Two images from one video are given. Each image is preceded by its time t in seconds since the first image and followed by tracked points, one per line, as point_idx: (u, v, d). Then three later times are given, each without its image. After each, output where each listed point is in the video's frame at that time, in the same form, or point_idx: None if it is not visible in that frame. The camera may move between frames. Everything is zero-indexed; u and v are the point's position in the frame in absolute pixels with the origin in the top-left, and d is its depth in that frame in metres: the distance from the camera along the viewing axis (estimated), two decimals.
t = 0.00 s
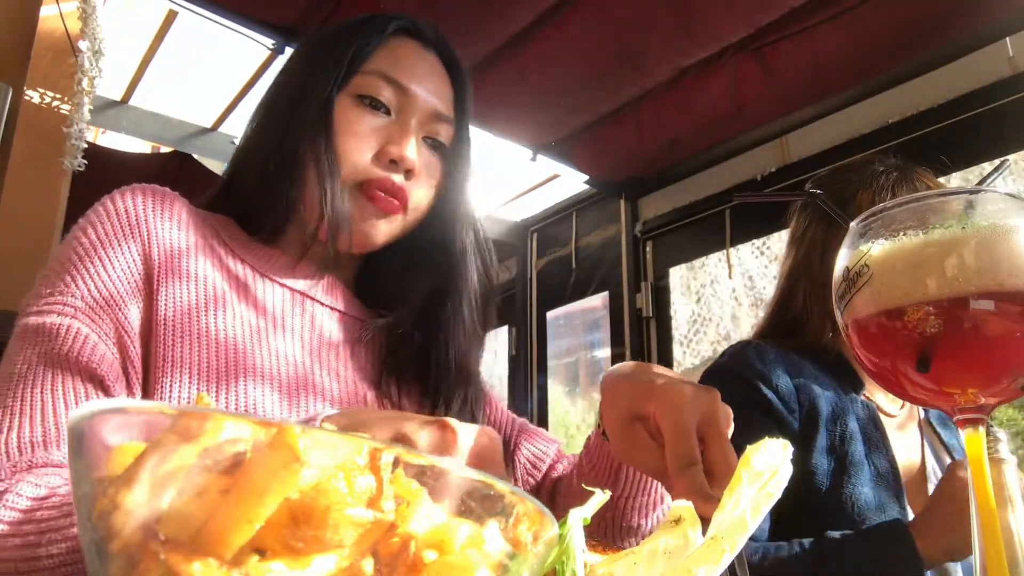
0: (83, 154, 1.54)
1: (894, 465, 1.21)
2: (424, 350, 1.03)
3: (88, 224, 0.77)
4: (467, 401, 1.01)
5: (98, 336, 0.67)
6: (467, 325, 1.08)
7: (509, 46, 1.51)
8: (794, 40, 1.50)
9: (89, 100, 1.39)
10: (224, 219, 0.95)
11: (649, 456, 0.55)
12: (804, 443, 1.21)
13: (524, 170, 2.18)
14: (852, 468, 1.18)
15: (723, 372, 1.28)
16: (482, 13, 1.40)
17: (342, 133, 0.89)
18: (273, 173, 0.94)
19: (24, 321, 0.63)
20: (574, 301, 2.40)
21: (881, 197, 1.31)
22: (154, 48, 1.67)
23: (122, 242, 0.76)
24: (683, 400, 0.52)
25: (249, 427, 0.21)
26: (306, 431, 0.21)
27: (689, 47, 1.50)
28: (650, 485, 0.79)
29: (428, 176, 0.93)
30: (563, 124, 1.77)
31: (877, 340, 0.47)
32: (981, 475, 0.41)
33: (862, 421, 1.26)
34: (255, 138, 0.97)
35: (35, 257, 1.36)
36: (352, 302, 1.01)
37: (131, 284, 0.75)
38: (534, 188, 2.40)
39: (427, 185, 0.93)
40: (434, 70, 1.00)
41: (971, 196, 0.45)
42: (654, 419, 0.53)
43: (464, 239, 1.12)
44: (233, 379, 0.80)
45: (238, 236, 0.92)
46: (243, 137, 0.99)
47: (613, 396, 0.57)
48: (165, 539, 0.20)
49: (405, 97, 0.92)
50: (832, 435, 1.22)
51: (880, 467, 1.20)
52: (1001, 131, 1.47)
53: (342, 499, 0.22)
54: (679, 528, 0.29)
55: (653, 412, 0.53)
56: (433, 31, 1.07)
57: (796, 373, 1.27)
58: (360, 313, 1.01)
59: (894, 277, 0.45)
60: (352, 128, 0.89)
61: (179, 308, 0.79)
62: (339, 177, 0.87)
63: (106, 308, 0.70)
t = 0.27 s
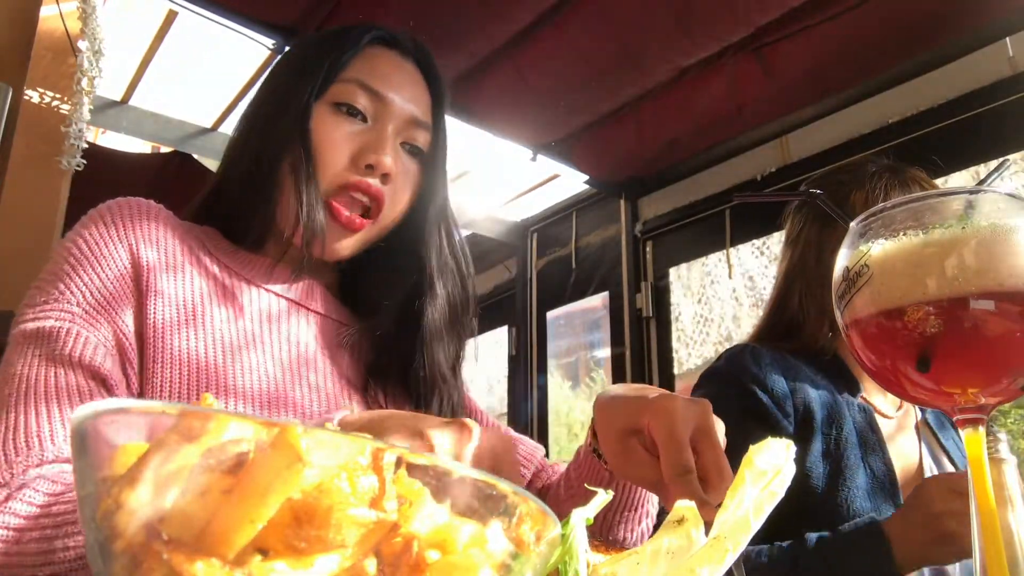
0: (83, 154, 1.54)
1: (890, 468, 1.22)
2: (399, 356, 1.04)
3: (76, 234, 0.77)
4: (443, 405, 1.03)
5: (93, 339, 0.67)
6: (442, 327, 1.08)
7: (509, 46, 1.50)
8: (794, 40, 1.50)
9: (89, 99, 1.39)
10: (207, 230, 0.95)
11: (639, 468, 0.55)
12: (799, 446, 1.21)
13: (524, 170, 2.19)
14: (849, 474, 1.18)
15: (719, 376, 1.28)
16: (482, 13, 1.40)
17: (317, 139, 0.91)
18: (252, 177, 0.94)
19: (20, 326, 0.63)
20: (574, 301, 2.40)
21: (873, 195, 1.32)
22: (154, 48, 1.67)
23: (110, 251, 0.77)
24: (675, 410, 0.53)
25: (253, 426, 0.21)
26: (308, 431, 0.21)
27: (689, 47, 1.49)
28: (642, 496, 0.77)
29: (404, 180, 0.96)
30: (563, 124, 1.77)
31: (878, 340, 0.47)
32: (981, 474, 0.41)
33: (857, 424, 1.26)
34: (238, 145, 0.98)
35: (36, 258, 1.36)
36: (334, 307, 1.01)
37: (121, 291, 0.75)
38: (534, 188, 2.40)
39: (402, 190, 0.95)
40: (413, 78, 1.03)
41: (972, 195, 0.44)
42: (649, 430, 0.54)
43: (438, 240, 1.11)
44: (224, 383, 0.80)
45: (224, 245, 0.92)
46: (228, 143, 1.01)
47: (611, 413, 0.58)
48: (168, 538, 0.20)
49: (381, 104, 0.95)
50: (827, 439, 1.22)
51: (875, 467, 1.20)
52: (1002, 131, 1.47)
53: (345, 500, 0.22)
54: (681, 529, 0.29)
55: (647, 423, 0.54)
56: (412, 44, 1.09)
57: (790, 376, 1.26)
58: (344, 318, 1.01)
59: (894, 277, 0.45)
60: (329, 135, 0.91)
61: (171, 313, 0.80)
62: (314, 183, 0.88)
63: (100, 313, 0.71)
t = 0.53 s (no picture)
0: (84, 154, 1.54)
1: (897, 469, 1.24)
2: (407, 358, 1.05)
3: (78, 235, 0.77)
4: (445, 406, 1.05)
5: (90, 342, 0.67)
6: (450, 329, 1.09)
7: (509, 47, 1.50)
8: (795, 39, 1.50)
9: (89, 100, 1.39)
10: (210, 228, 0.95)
11: (652, 496, 0.54)
12: (810, 442, 1.20)
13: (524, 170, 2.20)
14: (856, 474, 1.21)
15: (730, 372, 1.27)
16: (482, 13, 1.40)
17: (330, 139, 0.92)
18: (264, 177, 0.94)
19: (16, 329, 0.63)
20: (574, 302, 2.40)
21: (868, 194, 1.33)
22: (154, 48, 1.67)
23: (111, 252, 0.76)
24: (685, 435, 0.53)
25: (254, 426, 0.21)
26: (309, 430, 0.21)
27: (690, 47, 1.50)
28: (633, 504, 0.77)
29: (417, 181, 0.96)
30: (563, 124, 1.77)
31: (878, 340, 0.47)
32: (981, 475, 0.41)
33: (865, 424, 1.27)
34: (247, 145, 0.99)
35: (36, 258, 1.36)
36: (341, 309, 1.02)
37: (122, 292, 0.75)
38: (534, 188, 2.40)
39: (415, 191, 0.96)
40: (423, 79, 1.03)
41: (971, 196, 0.44)
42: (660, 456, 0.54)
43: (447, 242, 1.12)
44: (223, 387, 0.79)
45: (227, 245, 0.92)
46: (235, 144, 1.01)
47: (621, 445, 0.57)
48: (169, 539, 0.20)
49: (393, 105, 0.95)
50: (836, 437, 1.22)
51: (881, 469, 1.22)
52: (1002, 131, 1.47)
53: (346, 499, 0.22)
54: (682, 528, 0.29)
55: (658, 452, 0.54)
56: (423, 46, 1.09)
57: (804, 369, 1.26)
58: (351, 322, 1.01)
59: (893, 277, 0.45)
60: (341, 135, 0.92)
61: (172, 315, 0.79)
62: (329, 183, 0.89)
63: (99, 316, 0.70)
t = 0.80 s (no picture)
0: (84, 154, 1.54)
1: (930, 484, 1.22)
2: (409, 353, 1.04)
3: (78, 235, 0.76)
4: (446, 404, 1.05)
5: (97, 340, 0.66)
6: (448, 326, 1.10)
7: (509, 47, 1.50)
8: (795, 39, 1.50)
9: (89, 100, 1.39)
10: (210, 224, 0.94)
11: (639, 487, 0.54)
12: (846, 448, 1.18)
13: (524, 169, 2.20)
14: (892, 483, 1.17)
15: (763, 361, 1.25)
16: (482, 13, 1.40)
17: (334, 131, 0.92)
18: (266, 171, 0.94)
19: (22, 329, 0.62)
20: (574, 302, 2.40)
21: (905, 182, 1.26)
22: (154, 49, 1.67)
23: (112, 252, 0.76)
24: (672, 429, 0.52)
25: (255, 426, 0.21)
26: (309, 430, 0.21)
27: (689, 47, 1.50)
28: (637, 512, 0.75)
29: (420, 174, 0.96)
30: (563, 124, 1.77)
31: (880, 340, 0.46)
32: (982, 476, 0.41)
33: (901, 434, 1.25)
34: (247, 142, 0.98)
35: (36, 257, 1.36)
36: (342, 307, 1.01)
37: (125, 292, 0.74)
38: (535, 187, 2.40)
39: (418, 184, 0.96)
40: (426, 73, 1.03)
41: (970, 196, 0.45)
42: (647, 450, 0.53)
43: (450, 238, 1.12)
44: (231, 383, 0.79)
45: (228, 244, 0.91)
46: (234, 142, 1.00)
47: (608, 438, 0.57)
48: (170, 539, 0.20)
49: (396, 97, 0.95)
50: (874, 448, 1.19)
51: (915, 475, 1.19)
52: (1002, 131, 1.47)
53: (346, 500, 0.22)
54: (683, 528, 0.29)
55: (646, 444, 0.53)
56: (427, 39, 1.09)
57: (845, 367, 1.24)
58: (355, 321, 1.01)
59: (895, 277, 0.45)
60: (345, 127, 0.92)
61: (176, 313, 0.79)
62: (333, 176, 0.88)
63: (105, 314, 0.70)
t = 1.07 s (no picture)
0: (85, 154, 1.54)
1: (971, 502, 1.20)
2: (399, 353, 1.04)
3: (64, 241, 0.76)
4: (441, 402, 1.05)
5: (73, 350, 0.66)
6: (441, 325, 1.09)
7: (509, 46, 1.50)
8: (795, 39, 1.50)
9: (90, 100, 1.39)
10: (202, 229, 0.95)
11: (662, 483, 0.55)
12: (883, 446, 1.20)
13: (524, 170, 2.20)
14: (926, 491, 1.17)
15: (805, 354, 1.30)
16: (482, 13, 1.40)
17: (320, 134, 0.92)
18: (255, 174, 0.95)
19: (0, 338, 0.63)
20: (574, 302, 2.40)
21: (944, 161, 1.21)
22: (154, 49, 1.67)
23: (96, 260, 0.76)
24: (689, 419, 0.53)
25: (255, 426, 0.21)
26: (309, 429, 0.21)
27: (690, 47, 1.50)
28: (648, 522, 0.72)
29: (406, 176, 0.95)
30: (563, 124, 1.77)
31: (879, 340, 0.46)
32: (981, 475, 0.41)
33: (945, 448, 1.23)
34: (238, 143, 0.99)
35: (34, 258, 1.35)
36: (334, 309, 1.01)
37: (107, 299, 0.74)
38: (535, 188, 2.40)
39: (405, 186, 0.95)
40: (413, 74, 1.02)
41: (970, 196, 0.44)
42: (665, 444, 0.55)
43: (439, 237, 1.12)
44: (215, 389, 0.79)
45: (220, 248, 0.91)
46: (225, 142, 1.01)
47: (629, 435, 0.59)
48: (169, 538, 0.20)
49: (384, 100, 0.95)
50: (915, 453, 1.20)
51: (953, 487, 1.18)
52: (1002, 131, 1.47)
53: (345, 500, 0.22)
54: (683, 528, 0.30)
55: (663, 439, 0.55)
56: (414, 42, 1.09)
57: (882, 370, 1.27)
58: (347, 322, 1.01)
59: (895, 277, 0.45)
60: (331, 130, 0.92)
61: (162, 318, 0.79)
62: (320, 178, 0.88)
63: (85, 322, 0.70)
